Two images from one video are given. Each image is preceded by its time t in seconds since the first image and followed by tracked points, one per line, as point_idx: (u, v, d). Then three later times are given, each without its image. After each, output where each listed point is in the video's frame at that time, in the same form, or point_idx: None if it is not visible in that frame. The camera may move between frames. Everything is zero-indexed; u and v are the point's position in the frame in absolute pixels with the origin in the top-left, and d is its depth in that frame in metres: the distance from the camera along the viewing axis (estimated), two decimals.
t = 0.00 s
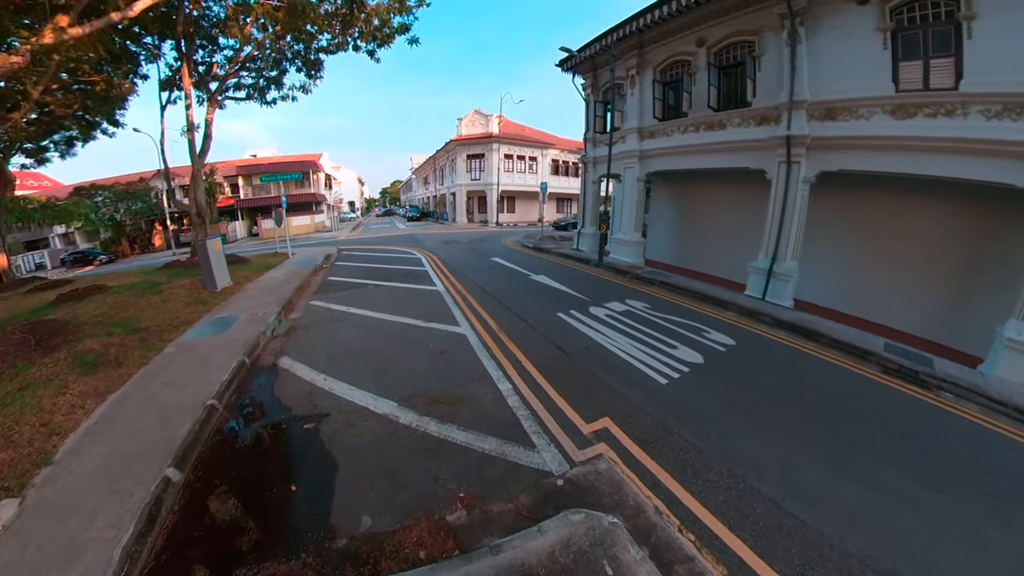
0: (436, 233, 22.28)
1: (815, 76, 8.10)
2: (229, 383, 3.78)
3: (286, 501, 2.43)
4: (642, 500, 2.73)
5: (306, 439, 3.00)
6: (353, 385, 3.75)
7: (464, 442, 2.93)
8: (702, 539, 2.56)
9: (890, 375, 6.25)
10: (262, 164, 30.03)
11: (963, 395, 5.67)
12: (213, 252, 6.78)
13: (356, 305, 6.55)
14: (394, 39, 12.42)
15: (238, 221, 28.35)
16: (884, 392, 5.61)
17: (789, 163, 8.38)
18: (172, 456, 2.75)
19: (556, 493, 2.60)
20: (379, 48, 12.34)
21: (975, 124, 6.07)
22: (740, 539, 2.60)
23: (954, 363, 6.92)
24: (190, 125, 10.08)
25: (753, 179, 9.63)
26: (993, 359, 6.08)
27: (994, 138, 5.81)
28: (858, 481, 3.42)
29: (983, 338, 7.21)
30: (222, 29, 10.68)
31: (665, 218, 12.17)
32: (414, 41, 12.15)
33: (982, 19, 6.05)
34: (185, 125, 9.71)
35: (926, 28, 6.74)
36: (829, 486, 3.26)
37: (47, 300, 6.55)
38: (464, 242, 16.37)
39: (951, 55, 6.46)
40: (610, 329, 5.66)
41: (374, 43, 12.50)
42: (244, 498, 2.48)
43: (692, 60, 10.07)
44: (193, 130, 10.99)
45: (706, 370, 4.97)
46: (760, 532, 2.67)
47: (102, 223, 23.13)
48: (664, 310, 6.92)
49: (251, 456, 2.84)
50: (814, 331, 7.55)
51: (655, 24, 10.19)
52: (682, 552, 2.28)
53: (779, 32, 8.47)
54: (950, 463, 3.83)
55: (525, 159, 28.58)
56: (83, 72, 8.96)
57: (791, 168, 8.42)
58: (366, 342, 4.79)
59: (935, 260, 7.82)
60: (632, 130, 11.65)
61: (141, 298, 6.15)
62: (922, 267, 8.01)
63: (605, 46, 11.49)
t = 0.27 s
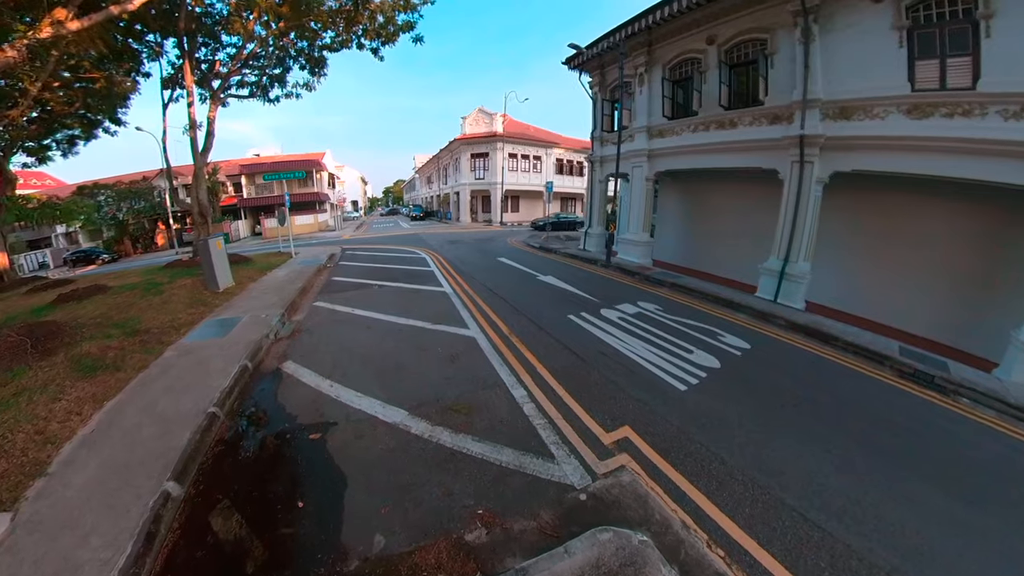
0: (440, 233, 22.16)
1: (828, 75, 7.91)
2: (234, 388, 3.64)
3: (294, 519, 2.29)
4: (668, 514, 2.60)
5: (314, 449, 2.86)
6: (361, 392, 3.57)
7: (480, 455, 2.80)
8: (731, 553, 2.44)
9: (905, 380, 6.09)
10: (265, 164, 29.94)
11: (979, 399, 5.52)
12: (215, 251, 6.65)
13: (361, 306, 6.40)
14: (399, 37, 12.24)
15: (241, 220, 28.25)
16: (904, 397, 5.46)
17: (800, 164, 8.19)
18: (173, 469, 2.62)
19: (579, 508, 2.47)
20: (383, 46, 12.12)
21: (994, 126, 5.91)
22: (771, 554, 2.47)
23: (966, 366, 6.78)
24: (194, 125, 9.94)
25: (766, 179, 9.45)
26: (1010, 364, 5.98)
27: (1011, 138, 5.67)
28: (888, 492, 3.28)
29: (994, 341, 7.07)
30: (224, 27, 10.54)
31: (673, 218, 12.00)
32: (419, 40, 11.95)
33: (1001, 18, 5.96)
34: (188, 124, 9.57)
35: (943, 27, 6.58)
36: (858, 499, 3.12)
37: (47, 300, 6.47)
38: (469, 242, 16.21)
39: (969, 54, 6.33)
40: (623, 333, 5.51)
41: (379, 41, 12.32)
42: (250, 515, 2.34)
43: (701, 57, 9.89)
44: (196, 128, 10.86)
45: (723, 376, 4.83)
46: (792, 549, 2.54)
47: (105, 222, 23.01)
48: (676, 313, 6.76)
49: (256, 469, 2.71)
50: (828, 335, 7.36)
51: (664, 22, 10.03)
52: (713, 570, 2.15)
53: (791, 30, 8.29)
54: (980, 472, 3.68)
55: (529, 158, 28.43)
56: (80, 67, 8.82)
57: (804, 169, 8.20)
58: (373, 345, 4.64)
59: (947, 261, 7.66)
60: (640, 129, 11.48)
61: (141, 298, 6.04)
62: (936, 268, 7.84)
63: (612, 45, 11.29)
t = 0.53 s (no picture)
0: (443, 232, 22.00)
1: (841, 73, 7.70)
2: (232, 396, 3.48)
3: (296, 539, 2.14)
4: (693, 531, 2.44)
5: (317, 462, 2.70)
6: (365, 400, 3.40)
7: (493, 469, 2.65)
8: None
9: (922, 385, 5.89)
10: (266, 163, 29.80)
11: (997, 406, 5.34)
12: (215, 252, 6.50)
13: (365, 308, 6.23)
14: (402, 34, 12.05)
15: (243, 219, 28.14)
16: (925, 403, 5.27)
17: (812, 163, 8.00)
18: (168, 484, 2.47)
19: (599, 528, 2.30)
20: (387, 43, 11.91)
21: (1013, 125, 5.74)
22: None
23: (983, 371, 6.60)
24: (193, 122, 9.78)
25: (777, 179, 9.24)
26: None
27: None
28: (920, 506, 3.12)
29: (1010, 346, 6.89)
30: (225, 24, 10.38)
31: (681, 218, 11.81)
32: (423, 37, 11.76)
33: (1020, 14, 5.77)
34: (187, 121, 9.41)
35: (959, 24, 6.42)
36: (889, 514, 2.96)
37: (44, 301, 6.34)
38: (472, 242, 16.05)
39: (987, 51, 6.16)
40: (635, 336, 5.35)
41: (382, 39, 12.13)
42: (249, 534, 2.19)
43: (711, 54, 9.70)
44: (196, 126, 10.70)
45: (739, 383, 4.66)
46: (827, 570, 2.38)
47: (106, 222, 22.95)
48: (686, 315, 6.59)
49: (256, 483, 2.56)
50: (842, 338, 7.16)
51: (672, 18, 9.83)
52: None
53: (803, 27, 8.10)
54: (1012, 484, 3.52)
55: (532, 157, 28.26)
56: (74, 62, 8.66)
57: (817, 168, 8.00)
58: (377, 349, 4.47)
59: (961, 263, 7.48)
60: (648, 127, 11.30)
61: (139, 300, 5.90)
62: (950, 271, 7.65)
63: (619, 42, 11.07)
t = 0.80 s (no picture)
0: (444, 232, 21.82)
1: (854, 71, 7.50)
2: (227, 406, 3.31)
3: (295, 568, 1.97)
4: (719, 556, 2.27)
5: (317, 479, 2.53)
6: (367, 412, 3.22)
7: (505, 488, 2.48)
8: None
9: (937, 392, 5.70)
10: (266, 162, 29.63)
11: (1017, 415, 5.16)
12: (213, 253, 6.33)
13: (365, 311, 6.06)
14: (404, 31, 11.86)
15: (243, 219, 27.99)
16: (945, 412, 5.09)
17: (824, 163, 7.82)
18: (157, 504, 2.30)
19: (619, 556, 2.13)
20: (388, 41, 11.72)
21: None
22: None
23: (1000, 378, 6.42)
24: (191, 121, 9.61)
25: (786, 179, 9.04)
26: None
27: None
28: (954, 524, 2.95)
29: None
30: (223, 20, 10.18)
31: (687, 219, 11.64)
32: (425, 34, 11.56)
33: None
34: (186, 119, 9.22)
35: (976, 22, 6.30)
36: (923, 534, 2.79)
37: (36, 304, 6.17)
38: (474, 242, 15.88)
39: (1005, 51, 6.02)
40: (645, 342, 5.18)
41: (383, 36, 11.96)
42: (244, 560, 2.02)
43: (719, 52, 9.53)
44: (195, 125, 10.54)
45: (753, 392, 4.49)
46: None
47: (105, 221, 22.77)
48: (696, 320, 6.42)
49: (253, 502, 2.39)
50: (855, 343, 6.98)
51: (680, 15, 9.65)
52: None
53: (814, 24, 7.92)
54: None
55: (534, 156, 28.10)
56: (71, 59, 8.59)
57: (828, 168, 7.81)
58: (379, 356, 4.29)
59: (976, 266, 7.30)
60: (654, 126, 11.13)
61: (134, 302, 5.73)
62: (963, 274, 7.49)
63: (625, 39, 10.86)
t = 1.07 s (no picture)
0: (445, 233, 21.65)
1: (864, 70, 7.37)
2: (223, 419, 3.14)
3: None
4: None
5: (317, 500, 2.37)
6: (369, 426, 3.06)
7: (518, 510, 2.33)
8: None
9: (949, 397, 5.54)
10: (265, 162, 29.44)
11: None
12: (209, 255, 6.17)
13: (366, 314, 5.89)
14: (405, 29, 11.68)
15: (242, 219, 27.81)
16: (962, 418, 4.95)
17: (834, 163, 7.66)
18: (145, 527, 2.14)
19: None
20: (388, 39, 11.55)
21: None
22: None
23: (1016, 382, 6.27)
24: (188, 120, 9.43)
25: (794, 179, 8.89)
26: None
27: None
28: (988, 542, 2.80)
29: None
30: (221, 17, 10.01)
31: (691, 219, 11.49)
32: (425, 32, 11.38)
33: None
34: (182, 118, 9.05)
35: (989, 21, 6.19)
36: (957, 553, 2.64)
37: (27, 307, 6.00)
38: (476, 243, 15.72)
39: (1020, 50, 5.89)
40: (655, 348, 5.02)
41: (384, 34, 11.78)
42: None
43: (725, 51, 9.40)
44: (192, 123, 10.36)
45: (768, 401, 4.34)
46: None
47: (102, 221, 22.73)
48: (705, 323, 6.27)
49: (249, 524, 2.23)
50: (865, 347, 6.83)
51: (686, 13, 9.51)
52: None
53: (823, 23, 7.78)
54: None
55: (535, 156, 27.95)
56: (64, 57, 8.55)
57: (838, 169, 7.66)
58: (380, 364, 4.12)
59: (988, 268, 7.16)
60: (659, 126, 10.97)
61: (127, 306, 5.57)
62: (973, 276, 7.35)
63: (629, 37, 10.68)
